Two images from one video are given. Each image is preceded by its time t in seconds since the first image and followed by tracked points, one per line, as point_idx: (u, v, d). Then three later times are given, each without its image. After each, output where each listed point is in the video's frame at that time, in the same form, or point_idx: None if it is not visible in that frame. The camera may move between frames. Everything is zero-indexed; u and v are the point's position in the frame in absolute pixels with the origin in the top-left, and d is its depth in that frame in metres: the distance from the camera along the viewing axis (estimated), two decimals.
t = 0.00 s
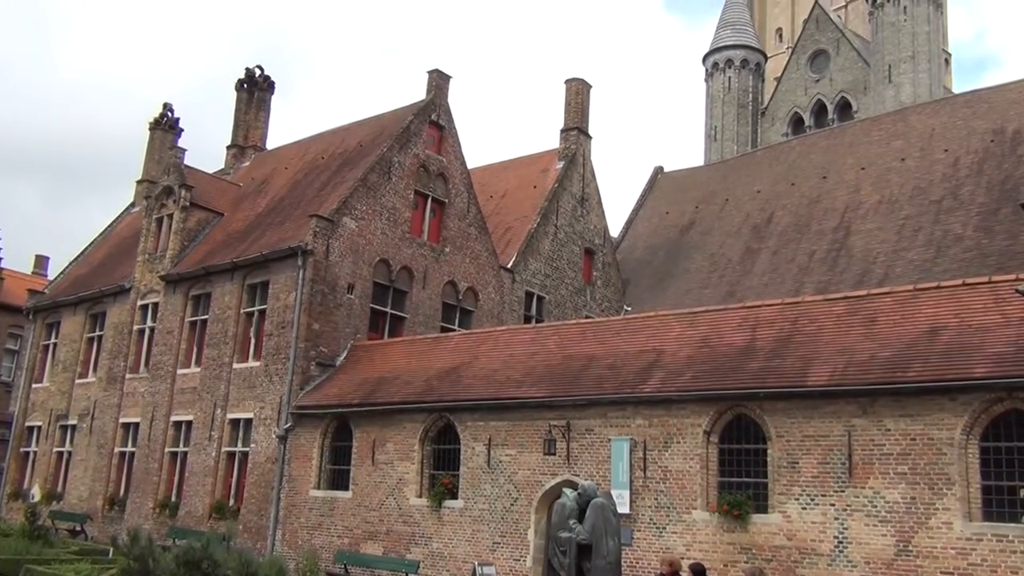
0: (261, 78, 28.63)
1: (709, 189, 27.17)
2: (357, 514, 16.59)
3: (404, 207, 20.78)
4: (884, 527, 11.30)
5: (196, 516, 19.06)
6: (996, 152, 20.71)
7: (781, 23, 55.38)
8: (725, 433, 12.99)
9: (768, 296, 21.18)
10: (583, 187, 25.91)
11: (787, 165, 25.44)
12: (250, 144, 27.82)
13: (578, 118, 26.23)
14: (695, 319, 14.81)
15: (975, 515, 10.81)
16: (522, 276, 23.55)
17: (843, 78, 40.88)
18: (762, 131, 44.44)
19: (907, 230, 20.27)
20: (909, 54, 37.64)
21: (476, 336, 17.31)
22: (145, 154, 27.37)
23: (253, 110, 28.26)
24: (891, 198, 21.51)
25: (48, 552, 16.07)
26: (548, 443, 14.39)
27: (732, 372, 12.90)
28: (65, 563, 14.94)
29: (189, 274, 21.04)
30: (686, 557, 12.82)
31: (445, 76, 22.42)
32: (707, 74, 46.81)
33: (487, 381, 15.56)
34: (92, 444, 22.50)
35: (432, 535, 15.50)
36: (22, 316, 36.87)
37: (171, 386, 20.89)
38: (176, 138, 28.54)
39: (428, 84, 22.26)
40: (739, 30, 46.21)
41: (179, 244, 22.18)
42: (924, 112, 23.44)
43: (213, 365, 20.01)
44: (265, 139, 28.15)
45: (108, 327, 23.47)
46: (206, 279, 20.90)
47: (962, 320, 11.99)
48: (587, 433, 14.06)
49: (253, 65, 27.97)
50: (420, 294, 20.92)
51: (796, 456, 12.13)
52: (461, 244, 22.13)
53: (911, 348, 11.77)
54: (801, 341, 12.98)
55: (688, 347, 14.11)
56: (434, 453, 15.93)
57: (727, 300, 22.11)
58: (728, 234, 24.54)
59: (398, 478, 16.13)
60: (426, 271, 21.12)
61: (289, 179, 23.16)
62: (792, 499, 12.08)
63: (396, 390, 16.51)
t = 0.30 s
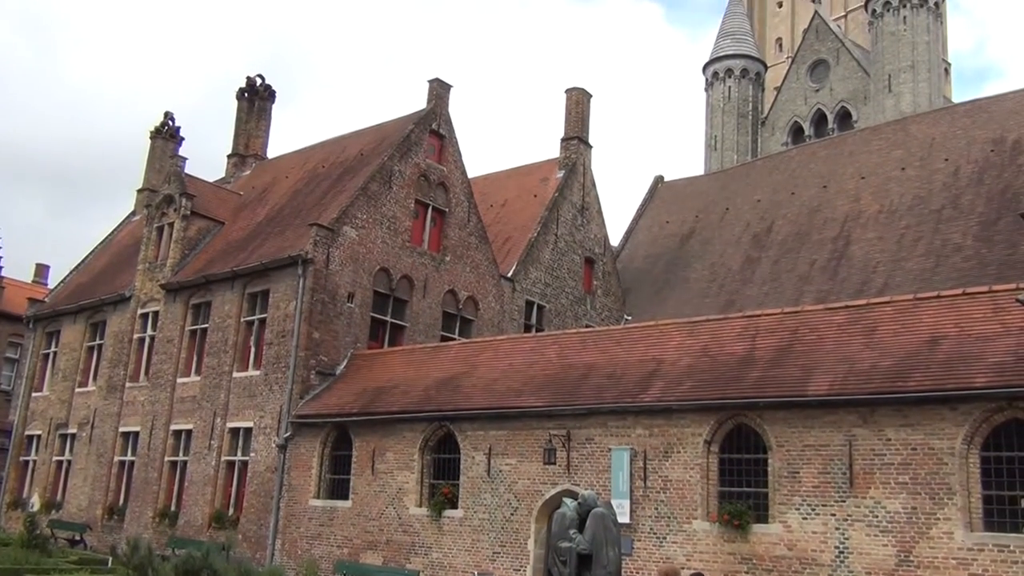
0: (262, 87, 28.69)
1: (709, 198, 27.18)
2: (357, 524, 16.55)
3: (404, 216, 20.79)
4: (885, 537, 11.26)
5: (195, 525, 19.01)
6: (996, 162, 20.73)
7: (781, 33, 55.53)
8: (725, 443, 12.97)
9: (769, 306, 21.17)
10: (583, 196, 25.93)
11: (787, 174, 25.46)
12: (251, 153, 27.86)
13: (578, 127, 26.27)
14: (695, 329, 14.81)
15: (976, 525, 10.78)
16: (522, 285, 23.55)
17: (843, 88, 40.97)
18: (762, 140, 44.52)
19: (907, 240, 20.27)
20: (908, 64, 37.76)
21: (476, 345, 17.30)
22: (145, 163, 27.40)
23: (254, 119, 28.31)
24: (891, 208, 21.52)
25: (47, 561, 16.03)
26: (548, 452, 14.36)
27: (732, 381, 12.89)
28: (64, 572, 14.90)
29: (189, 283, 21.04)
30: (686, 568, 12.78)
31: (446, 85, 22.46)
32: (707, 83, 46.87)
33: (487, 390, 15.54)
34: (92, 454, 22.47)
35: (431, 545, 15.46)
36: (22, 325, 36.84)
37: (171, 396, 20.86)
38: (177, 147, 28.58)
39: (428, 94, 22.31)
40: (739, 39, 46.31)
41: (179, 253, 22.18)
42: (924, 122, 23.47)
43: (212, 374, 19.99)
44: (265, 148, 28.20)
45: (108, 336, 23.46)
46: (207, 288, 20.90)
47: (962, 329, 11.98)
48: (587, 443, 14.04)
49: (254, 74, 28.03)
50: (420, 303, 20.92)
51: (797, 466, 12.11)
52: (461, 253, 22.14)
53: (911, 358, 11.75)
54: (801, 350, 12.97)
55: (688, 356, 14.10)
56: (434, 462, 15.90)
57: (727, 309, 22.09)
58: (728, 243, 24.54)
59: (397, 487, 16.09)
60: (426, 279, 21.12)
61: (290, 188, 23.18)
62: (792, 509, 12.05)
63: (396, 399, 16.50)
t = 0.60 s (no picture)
0: (263, 99, 28.76)
1: (709, 209, 27.20)
2: (357, 536, 16.51)
3: (404, 227, 20.81)
4: (886, 549, 11.23)
5: (195, 537, 18.96)
6: (996, 173, 20.76)
7: (781, 44, 55.69)
8: (726, 454, 12.95)
9: (769, 316, 21.17)
10: (583, 207, 25.95)
11: (787, 185, 25.49)
12: (251, 164, 27.90)
13: (578, 138, 26.33)
14: (696, 340, 14.80)
15: (977, 537, 10.75)
16: (522, 296, 23.54)
17: (842, 99, 41.06)
18: (762, 151, 44.58)
19: (907, 251, 20.28)
20: (908, 75, 37.85)
21: (476, 357, 17.29)
22: (147, 175, 27.45)
23: (255, 131, 28.37)
24: (891, 218, 21.54)
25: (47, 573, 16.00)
26: (548, 463, 14.33)
27: (733, 392, 12.87)
28: None
29: (190, 295, 21.05)
30: None
31: (446, 96, 22.52)
32: (707, 94, 46.96)
33: (487, 401, 15.52)
34: (91, 465, 22.42)
35: (431, 557, 15.42)
36: (22, 336, 36.82)
37: (171, 407, 20.84)
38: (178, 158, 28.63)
39: (428, 105, 22.36)
40: (739, 51, 46.43)
41: (180, 264, 22.19)
42: (923, 133, 23.50)
43: (212, 386, 19.97)
44: (266, 160, 28.25)
45: (108, 347, 23.44)
46: (207, 299, 20.90)
47: (963, 341, 11.98)
48: (587, 454, 14.02)
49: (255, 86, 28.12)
50: (421, 314, 20.91)
51: (798, 477, 12.09)
52: (462, 264, 22.15)
53: (912, 369, 11.74)
54: (802, 362, 12.96)
55: (688, 367, 14.09)
56: (434, 474, 15.88)
57: (727, 320, 22.09)
58: (728, 254, 24.55)
59: (397, 498, 16.06)
60: (426, 290, 21.12)
61: (290, 199, 23.21)
62: (794, 521, 12.01)
63: (396, 410, 16.48)
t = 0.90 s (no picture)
0: (263, 113, 28.84)
1: (709, 222, 27.22)
2: (357, 550, 16.44)
3: (404, 241, 20.83)
4: (888, 563, 11.18)
5: (193, 551, 18.89)
6: (995, 186, 20.78)
7: (780, 58, 55.91)
8: (727, 468, 12.91)
9: (769, 329, 21.15)
10: (583, 221, 25.97)
11: (786, 198, 25.53)
12: (252, 178, 27.95)
13: (578, 151, 26.38)
14: (696, 353, 14.79)
15: (979, 551, 10.70)
16: (522, 309, 23.53)
17: (841, 112, 41.17)
18: (762, 165, 44.66)
19: (907, 264, 20.28)
20: (906, 89, 37.96)
21: (476, 370, 17.27)
22: (147, 188, 27.49)
23: (255, 145, 28.43)
24: (891, 232, 21.55)
25: None
26: (548, 477, 14.29)
27: (733, 405, 12.84)
28: None
29: (190, 308, 21.04)
30: None
31: (446, 110, 22.57)
32: (706, 108, 47.07)
33: (487, 415, 15.49)
34: (90, 479, 22.35)
35: (431, 571, 15.35)
36: (22, 350, 36.78)
37: (171, 420, 20.79)
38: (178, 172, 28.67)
39: (429, 119, 22.41)
40: (738, 65, 46.58)
41: (180, 278, 22.19)
42: (922, 146, 23.54)
43: (212, 399, 19.94)
44: (266, 173, 28.29)
45: (108, 361, 23.41)
46: (207, 312, 20.89)
47: (964, 353, 11.96)
48: (587, 468, 13.98)
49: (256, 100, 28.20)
50: (420, 327, 20.90)
51: (798, 490, 12.05)
52: (462, 277, 22.15)
53: (913, 382, 11.72)
54: (802, 375, 12.93)
55: (689, 380, 14.07)
56: (434, 487, 15.83)
57: (728, 333, 22.08)
58: (728, 267, 24.55)
59: (397, 512, 16.00)
60: (426, 303, 21.12)
61: (290, 212, 23.23)
62: (795, 534, 11.97)
63: (396, 424, 16.44)
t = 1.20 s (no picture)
0: (263, 128, 28.90)
1: (708, 237, 27.25)
2: (355, 566, 16.38)
3: (403, 256, 20.84)
4: None
5: (191, 568, 18.80)
6: (993, 200, 20.83)
7: (778, 74, 56.13)
8: (726, 483, 12.88)
9: (769, 344, 21.13)
10: (582, 235, 26.00)
11: (785, 213, 25.56)
12: (251, 193, 27.98)
13: (576, 166, 26.44)
14: (695, 368, 14.77)
15: (980, 567, 10.66)
16: (522, 324, 23.51)
17: (839, 127, 41.30)
18: (761, 180, 44.73)
19: (906, 278, 20.30)
20: (904, 103, 38.09)
21: (475, 385, 17.24)
22: (147, 204, 27.51)
23: (255, 160, 28.48)
24: (889, 246, 21.57)
25: None
26: (547, 493, 14.25)
27: (733, 421, 12.82)
28: None
29: (189, 323, 21.03)
30: None
31: (445, 125, 22.63)
32: (704, 123, 47.19)
33: (486, 430, 15.46)
34: (88, 495, 22.27)
35: None
36: (20, 365, 36.70)
37: (169, 436, 20.74)
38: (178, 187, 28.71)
39: (428, 134, 22.46)
40: (736, 80, 46.74)
41: (179, 293, 22.18)
42: (921, 161, 23.59)
43: (210, 415, 19.90)
44: (266, 188, 28.33)
45: (107, 376, 23.37)
46: (206, 327, 20.88)
47: (963, 368, 11.94)
48: (586, 483, 13.94)
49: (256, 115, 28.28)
50: (420, 342, 20.88)
51: (798, 506, 12.02)
52: (461, 291, 22.15)
53: (913, 397, 11.71)
54: (802, 390, 12.91)
55: (688, 395, 14.05)
56: (433, 503, 15.79)
57: (727, 348, 22.06)
58: (728, 282, 24.56)
59: (396, 528, 15.94)
60: (425, 318, 21.11)
61: (290, 227, 23.25)
62: (795, 550, 11.93)
63: (395, 439, 16.41)
